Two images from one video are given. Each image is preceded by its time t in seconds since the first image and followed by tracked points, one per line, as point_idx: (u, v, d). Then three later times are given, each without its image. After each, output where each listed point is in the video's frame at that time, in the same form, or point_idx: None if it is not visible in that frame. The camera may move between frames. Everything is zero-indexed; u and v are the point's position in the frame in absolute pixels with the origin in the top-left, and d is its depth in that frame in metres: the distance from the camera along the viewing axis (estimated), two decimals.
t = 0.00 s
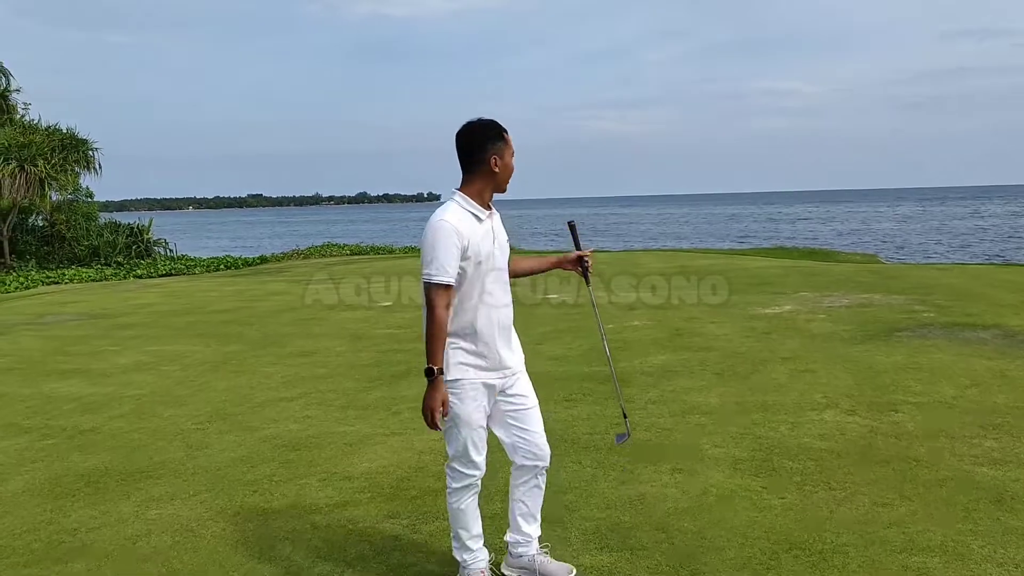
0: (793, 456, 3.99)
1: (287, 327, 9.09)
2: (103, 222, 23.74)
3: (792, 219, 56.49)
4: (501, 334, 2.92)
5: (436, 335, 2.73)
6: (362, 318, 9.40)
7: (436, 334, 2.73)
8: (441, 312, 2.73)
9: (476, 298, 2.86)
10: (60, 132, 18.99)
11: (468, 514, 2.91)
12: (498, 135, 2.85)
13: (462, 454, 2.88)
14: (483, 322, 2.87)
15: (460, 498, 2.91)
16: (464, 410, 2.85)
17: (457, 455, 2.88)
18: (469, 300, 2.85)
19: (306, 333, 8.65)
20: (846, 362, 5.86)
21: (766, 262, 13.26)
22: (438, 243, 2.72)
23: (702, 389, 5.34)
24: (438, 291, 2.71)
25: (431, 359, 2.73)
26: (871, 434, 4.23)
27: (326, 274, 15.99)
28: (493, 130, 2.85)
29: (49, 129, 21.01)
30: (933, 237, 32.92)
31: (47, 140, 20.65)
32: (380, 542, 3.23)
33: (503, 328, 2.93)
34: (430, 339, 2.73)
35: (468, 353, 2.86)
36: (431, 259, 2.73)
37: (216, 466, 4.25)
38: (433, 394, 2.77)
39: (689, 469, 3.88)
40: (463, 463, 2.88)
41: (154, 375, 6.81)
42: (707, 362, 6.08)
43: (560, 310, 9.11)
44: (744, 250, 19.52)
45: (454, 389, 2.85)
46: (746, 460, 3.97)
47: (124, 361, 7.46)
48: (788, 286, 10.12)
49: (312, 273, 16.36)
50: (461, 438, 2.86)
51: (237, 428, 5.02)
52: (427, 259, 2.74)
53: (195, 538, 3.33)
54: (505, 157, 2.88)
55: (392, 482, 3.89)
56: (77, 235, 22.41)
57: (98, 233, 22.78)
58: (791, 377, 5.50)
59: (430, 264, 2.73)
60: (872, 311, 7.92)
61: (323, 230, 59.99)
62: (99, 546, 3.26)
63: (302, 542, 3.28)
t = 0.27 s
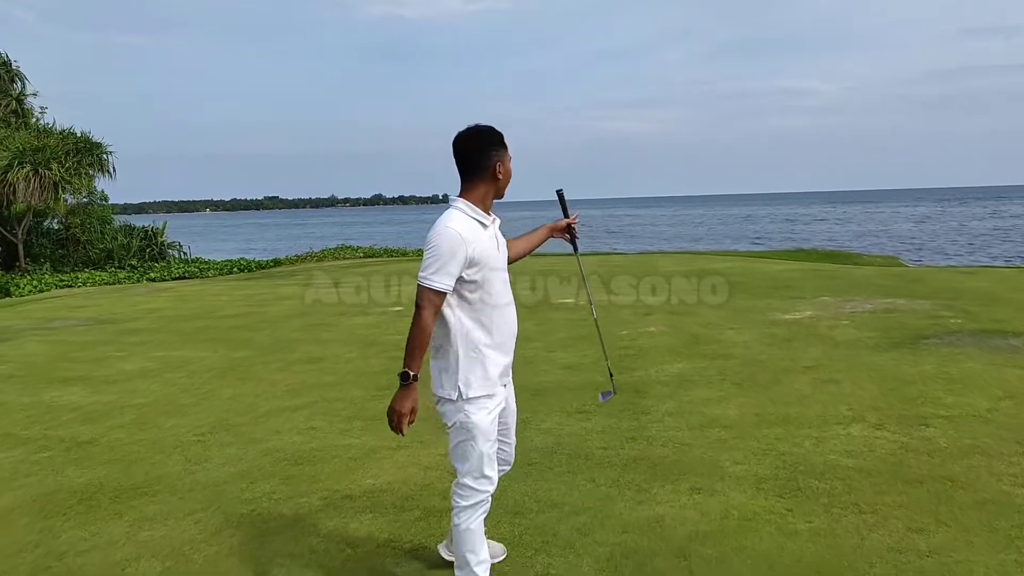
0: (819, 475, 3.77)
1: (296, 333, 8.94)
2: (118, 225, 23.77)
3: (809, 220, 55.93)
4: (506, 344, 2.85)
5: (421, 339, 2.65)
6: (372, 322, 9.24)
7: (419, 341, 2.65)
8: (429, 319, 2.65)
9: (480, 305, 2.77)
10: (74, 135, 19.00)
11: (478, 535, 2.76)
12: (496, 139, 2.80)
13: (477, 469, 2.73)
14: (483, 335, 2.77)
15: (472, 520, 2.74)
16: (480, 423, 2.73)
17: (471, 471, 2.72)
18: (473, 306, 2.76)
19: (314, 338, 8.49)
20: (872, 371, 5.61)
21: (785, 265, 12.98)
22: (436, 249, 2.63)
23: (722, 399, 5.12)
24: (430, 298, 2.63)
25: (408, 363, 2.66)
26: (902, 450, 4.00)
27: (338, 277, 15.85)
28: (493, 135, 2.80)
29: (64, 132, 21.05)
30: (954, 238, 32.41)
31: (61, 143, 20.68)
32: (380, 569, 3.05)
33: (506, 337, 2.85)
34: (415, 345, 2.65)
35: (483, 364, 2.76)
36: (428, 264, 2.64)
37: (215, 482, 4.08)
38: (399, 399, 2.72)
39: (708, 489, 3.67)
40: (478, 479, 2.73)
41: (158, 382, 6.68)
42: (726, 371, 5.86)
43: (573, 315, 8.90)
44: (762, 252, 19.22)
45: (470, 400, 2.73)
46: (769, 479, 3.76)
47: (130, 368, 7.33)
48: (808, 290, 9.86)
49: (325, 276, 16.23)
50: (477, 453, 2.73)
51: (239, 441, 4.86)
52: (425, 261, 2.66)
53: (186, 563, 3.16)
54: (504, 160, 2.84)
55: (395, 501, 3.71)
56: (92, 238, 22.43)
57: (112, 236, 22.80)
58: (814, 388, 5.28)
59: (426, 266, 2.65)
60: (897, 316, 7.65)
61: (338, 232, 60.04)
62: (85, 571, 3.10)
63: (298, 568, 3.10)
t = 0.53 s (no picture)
0: (846, 491, 3.54)
1: (303, 337, 8.79)
2: (131, 227, 23.78)
3: (825, 223, 55.40)
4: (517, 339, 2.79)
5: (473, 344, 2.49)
6: (380, 326, 9.07)
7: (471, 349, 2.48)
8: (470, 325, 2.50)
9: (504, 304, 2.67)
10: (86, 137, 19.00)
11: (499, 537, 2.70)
12: (506, 142, 2.66)
13: (501, 470, 2.64)
14: (505, 333, 2.67)
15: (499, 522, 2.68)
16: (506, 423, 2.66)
17: (496, 470, 2.63)
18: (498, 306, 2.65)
19: (321, 342, 8.34)
20: (897, 380, 5.38)
21: (803, 269, 12.72)
22: (463, 253, 2.49)
23: (740, 408, 4.90)
24: (468, 303, 2.48)
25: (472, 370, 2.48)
26: (933, 465, 3.77)
27: (349, 279, 15.71)
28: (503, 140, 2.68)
29: (77, 134, 21.08)
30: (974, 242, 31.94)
31: (75, 145, 20.71)
32: None
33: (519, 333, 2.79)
34: (468, 351, 2.48)
35: (506, 363, 2.68)
36: (458, 270, 2.49)
37: (210, 495, 3.92)
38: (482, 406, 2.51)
39: (728, 506, 3.46)
40: (503, 479, 2.64)
41: (160, 387, 6.53)
42: (744, 378, 5.64)
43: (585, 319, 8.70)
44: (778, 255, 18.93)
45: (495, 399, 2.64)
46: (793, 495, 3.54)
47: (133, 372, 7.20)
48: (827, 295, 9.61)
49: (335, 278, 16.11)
50: (502, 452, 2.65)
51: (238, 450, 4.70)
52: (452, 270, 2.50)
53: None
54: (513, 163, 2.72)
55: (396, 517, 3.52)
56: (105, 239, 22.44)
57: (125, 238, 22.80)
58: (837, 396, 5.05)
59: (454, 274, 2.50)
60: (921, 322, 7.40)
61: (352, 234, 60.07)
62: None
63: None
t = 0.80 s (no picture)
0: (865, 512, 3.33)
1: (305, 339, 8.62)
2: (139, 226, 23.69)
3: (838, 224, 54.90)
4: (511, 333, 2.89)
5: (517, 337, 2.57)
6: (383, 328, 8.89)
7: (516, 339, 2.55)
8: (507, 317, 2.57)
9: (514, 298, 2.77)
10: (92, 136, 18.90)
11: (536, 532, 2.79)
12: (514, 136, 2.73)
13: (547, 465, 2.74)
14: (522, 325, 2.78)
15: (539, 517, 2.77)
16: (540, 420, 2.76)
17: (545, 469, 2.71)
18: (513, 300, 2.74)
19: (322, 345, 8.17)
20: (916, 389, 5.15)
21: (816, 271, 12.45)
22: (492, 247, 2.57)
23: (752, 418, 4.69)
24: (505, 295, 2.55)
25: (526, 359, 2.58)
26: (958, 484, 3.55)
27: (354, 279, 15.54)
28: (509, 131, 2.73)
29: (84, 132, 21.00)
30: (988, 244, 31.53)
31: (82, 143, 20.62)
32: None
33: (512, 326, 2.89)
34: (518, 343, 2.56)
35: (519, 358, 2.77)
36: (490, 264, 2.55)
37: (195, 510, 3.75)
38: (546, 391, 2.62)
39: (739, 528, 3.25)
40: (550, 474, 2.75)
41: (155, 391, 6.38)
42: (755, 386, 5.43)
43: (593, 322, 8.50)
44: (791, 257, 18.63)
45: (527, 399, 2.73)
46: (808, 515, 3.33)
47: (130, 375, 7.05)
48: (841, 298, 9.36)
49: (341, 278, 15.94)
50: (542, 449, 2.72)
51: (229, 460, 4.54)
52: (483, 266, 2.55)
53: None
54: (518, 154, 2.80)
55: (386, 538, 3.34)
56: (112, 238, 22.36)
57: (132, 237, 22.71)
58: (854, 407, 4.83)
59: (486, 270, 2.56)
60: (939, 328, 7.15)
61: (361, 234, 59.98)
62: None
63: None
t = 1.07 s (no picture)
0: (871, 536, 3.15)
1: (295, 346, 8.44)
2: (134, 229, 23.51)
3: (838, 227, 54.75)
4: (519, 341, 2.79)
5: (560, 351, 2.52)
6: (375, 335, 8.71)
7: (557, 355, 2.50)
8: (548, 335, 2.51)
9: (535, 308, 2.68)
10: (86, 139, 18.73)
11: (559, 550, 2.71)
12: (532, 144, 2.62)
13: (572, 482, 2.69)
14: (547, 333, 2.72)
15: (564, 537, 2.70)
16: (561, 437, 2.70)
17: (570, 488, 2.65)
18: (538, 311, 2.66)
19: (312, 353, 7.99)
20: (921, 401, 4.97)
21: (816, 276, 12.28)
22: (527, 264, 2.48)
23: (750, 432, 4.51)
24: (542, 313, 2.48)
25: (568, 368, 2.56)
26: (968, 505, 3.37)
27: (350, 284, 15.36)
28: (528, 141, 2.63)
29: (78, 135, 20.83)
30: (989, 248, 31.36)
31: (76, 146, 20.44)
32: None
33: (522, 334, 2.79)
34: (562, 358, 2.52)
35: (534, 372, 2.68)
36: (527, 283, 2.47)
37: (166, 534, 3.58)
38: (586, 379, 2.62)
39: (738, 553, 3.07)
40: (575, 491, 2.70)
41: (137, 401, 6.20)
42: (754, 398, 5.25)
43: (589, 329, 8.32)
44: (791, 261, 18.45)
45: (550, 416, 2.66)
46: (812, 539, 3.15)
47: (112, 384, 6.87)
48: (842, 305, 9.19)
49: (336, 282, 15.75)
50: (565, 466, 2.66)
51: (206, 477, 4.36)
52: (521, 286, 2.46)
53: None
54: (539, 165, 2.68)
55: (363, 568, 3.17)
56: (106, 242, 22.18)
57: (127, 240, 22.52)
58: (856, 420, 4.65)
59: (528, 293, 2.47)
60: (943, 336, 6.98)
61: (359, 237, 59.80)
62: None
63: None
